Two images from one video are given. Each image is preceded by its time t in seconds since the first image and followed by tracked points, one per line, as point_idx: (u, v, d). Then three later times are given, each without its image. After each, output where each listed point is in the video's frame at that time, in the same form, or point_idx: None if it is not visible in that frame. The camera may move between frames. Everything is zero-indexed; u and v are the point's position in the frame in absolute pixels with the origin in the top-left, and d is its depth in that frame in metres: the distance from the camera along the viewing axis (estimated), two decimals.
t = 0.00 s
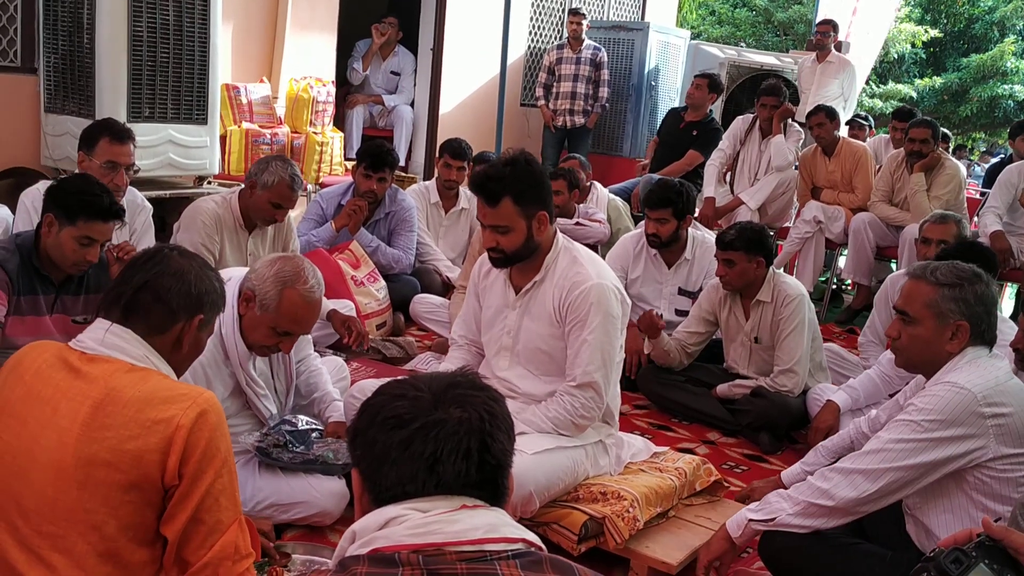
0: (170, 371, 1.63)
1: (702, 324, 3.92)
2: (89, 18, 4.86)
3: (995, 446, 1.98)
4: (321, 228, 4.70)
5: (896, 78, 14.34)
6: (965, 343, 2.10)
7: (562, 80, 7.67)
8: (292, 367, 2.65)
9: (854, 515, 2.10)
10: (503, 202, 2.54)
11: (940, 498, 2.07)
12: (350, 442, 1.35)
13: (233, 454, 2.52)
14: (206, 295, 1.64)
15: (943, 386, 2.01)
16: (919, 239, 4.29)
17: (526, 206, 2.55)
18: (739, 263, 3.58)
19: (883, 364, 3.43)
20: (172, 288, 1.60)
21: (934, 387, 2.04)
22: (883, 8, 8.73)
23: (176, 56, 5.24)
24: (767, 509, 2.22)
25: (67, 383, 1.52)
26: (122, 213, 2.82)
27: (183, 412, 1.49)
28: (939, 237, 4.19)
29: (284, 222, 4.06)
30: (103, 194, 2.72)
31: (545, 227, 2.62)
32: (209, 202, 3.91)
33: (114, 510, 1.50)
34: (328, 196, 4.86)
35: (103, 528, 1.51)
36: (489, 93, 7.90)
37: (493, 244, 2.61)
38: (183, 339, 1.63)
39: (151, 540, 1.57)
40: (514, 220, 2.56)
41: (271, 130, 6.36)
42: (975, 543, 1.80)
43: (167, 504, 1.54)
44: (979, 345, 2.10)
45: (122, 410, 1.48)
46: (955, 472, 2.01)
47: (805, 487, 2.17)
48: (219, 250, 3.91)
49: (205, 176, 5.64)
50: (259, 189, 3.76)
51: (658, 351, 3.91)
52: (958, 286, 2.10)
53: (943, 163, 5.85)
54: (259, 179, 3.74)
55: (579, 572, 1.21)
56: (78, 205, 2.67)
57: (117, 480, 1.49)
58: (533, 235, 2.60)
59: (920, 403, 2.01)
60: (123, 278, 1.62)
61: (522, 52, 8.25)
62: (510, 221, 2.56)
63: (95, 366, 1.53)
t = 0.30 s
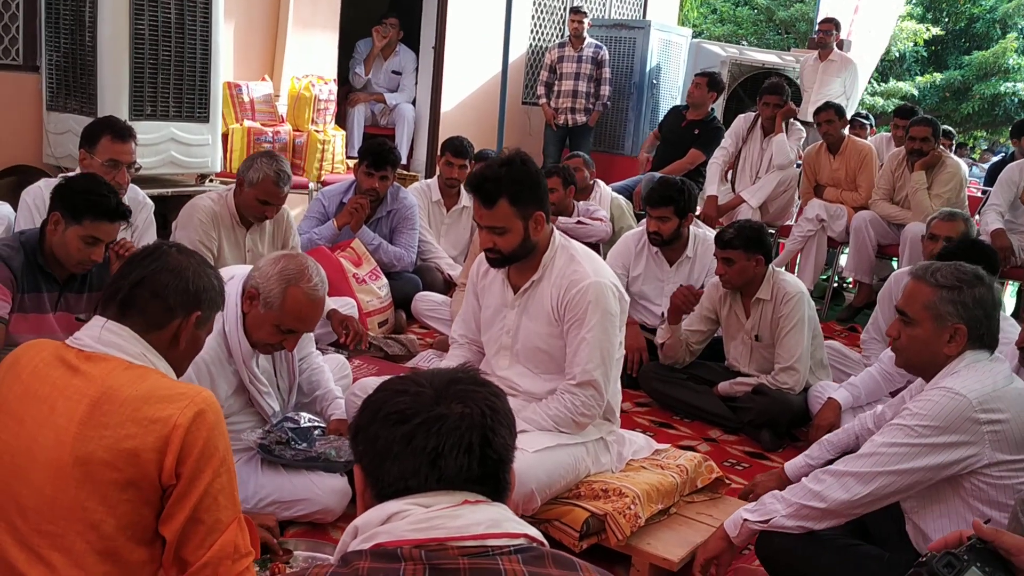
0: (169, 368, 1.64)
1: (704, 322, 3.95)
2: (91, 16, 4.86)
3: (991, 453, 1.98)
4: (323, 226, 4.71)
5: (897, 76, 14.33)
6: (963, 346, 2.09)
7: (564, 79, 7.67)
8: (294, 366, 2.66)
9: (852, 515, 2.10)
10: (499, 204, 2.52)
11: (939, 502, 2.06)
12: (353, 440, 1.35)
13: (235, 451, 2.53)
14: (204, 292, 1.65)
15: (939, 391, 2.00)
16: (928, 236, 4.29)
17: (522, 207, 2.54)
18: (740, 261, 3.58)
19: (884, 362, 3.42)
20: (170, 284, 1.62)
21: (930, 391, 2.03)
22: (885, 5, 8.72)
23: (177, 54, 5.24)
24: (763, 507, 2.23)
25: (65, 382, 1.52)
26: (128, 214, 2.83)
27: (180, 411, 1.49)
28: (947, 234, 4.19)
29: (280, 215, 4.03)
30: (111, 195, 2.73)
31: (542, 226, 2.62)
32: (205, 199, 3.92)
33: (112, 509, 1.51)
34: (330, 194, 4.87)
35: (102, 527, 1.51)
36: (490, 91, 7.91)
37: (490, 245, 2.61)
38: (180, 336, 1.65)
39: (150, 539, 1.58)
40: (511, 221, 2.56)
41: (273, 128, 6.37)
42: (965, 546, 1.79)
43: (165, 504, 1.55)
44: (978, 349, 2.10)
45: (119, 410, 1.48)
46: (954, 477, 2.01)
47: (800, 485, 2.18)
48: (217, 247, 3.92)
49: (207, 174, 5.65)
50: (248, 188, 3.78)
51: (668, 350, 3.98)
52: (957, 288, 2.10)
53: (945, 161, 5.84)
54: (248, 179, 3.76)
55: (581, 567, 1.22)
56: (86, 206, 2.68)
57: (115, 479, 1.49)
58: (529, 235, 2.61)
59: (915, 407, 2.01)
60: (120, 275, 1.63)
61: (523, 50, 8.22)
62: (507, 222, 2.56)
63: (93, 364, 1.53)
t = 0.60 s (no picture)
0: (166, 363, 1.64)
1: (706, 320, 3.96)
2: (92, 14, 4.86)
3: (989, 457, 1.97)
4: (324, 224, 4.71)
5: (899, 74, 14.32)
6: (961, 351, 2.09)
7: (565, 77, 7.67)
8: (297, 363, 2.66)
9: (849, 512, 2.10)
10: (497, 203, 2.52)
11: (938, 504, 2.06)
12: (355, 435, 1.36)
13: (237, 448, 2.53)
14: (198, 285, 1.65)
15: (937, 394, 2.00)
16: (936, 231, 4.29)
17: (521, 206, 2.54)
18: (739, 261, 3.58)
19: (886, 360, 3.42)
20: (163, 279, 1.61)
21: (929, 393, 2.02)
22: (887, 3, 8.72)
23: (178, 51, 5.24)
24: (758, 504, 2.20)
25: (63, 378, 1.52)
26: (130, 213, 2.83)
27: (178, 409, 1.49)
28: (955, 229, 4.19)
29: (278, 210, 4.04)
30: (113, 194, 2.73)
31: (540, 225, 2.62)
32: (204, 195, 3.93)
33: (111, 508, 1.51)
34: (331, 192, 4.87)
35: (101, 526, 1.51)
36: (491, 89, 7.91)
37: (489, 244, 2.61)
38: (176, 331, 1.65)
39: (149, 537, 1.58)
40: (509, 220, 2.55)
41: (274, 126, 6.38)
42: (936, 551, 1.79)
43: (164, 502, 1.54)
44: (977, 353, 2.09)
45: (117, 407, 1.48)
46: (955, 479, 2.00)
47: (791, 481, 2.18)
48: (216, 242, 3.93)
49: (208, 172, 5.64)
50: (232, 185, 3.81)
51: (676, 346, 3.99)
52: (953, 293, 2.08)
53: (946, 159, 5.82)
54: (231, 175, 3.78)
55: (582, 563, 1.22)
56: (88, 204, 2.68)
57: (113, 478, 1.49)
58: (528, 233, 2.60)
59: (914, 409, 2.01)
60: (115, 270, 1.63)
61: (525, 48, 8.23)
62: (505, 222, 2.56)
63: (91, 362, 1.53)
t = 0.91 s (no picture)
0: (160, 361, 1.65)
1: (706, 320, 3.98)
2: (93, 14, 4.87)
3: (984, 457, 1.98)
4: (324, 223, 4.72)
5: (899, 73, 14.30)
6: (949, 350, 2.09)
7: (565, 76, 7.67)
8: (297, 362, 2.66)
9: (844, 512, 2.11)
10: (495, 203, 2.53)
11: (933, 504, 2.06)
12: (353, 435, 1.36)
13: (236, 448, 2.54)
14: (186, 279, 1.64)
15: (929, 393, 2.01)
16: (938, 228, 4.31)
17: (518, 207, 2.54)
18: (735, 263, 3.59)
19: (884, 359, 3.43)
20: (149, 277, 1.61)
21: (922, 393, 2.03)
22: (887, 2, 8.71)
23: (178, 50, 5.24)
24: (755, 505, 2.22)
25: (58, 379, 1.53)
26: (129, 213, 2.84)
27: (172, 411, 1.50)
28: (957, 226, 4.19)
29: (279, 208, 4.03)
30: (112, 194, 2.74)
31: (539, 225, 2.63)
32: (207, 191, 3.93)
33: (107, 509, 1.51)
34: (331, 191, 4.88)
35: (97, 527, 1.52)
36: (492, 88, 7.91)
37: (487, 244, 2.62)
38: (168, 326, 1.64)
39: (146, 538, 1.58)
40: (508, 220, 2.56)
41: (274, 125, 6.38)
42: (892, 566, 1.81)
43: (160, 504, 1.55)
44: (966, 352, 2.09)
45: (111, 409, 1.49)
46: (950, 479, 2.00)
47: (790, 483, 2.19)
48: (219, 240, 3.94)
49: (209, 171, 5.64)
50: (233, 181, 3.82)
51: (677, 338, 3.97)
52: (941, 291, 2.09)
53: (946, 158, 5.82)
54: (231, 171, 3.81)
55: (580, 561, 1.22)
56: (86, 203, 2.69)
57: (108, 479, 1.50)
58: (526, 233, 2.61)
59: (907, 409, 2.01)
60: (103, 270, 1.63)
61: (526, 47, 8.23)
62: (504, 222, 2.56)
63: (86, 362, 1.54)
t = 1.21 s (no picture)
0: (159, 358, 1.64)
1: (706, 318, 3.96)
2: (93, 12, 4.86)
3: (988, 453, 1.97)
4: (325, 221, 4.73)
5: (900, 72, 14.26)
6: (953, 346, 2.09)
7: (566, 74, 7.67)
8: (297, 360, 2.66)
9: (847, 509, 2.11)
10: (497, 200, 2.52)
11: (936, 501, 2.06)
12: (354, 431, 1.36)
13: (237, 445, 2.54)
14: (185, 277, 1.64)
15: (934, 389, 2.00)
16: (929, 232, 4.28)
17: (521, 204, 2.54)
18: (739, 262, 3.58)
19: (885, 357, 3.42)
20: (148, 274, 1.60)
21: (926, 389, 2.03)
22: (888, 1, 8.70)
23: (179, 48, 5.24)
24: (759, 500, 2.23)
25: (55, 377, 1.53)
26: (129, 211, 2.83)
27: (170, 409, 1.49)
28: (952, 227, 4.18)
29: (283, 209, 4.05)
30: (112, 191, 2.73)
31: (541, 223, 2.63)
32: (210, 189, 3.92)
33: (105, 508, 1.51)
34: (332, 188, 4.88)
35: (96, 526, 1.52)
36: (492, 86, 7.90)
37: (489, 242, 2.61)
38: (167, 323, 1.64)
39: (144, 537, 1.58)
40: (510, 218, 2.56)
41: (274, 124, 6.38)
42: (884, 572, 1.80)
43: (159, 502, 1.55)
44: (972, 349, 2.08)
45: (109, 407, 1.48)
46: (953, 476, 2.00)
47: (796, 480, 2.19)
48: (221, 239, 3.93)
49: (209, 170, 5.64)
50: (242, 176, 3.80)
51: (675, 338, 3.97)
52: (945, 287, 2.09)
53: (946, 157, 5.81)
54: (240, 168, 3.80)
55: (581, 559, 1.22)
56: (86, 201, 2.68)
57: (106, 478, 1.49)
58: (528, 231, 2.61)
59: (911, 405, 2.01)
60: (100, 268, 1.62)
61: (526, 46, 8.23)
62: (506, 219, 2.56)
63: (84, 361, 1.53)
